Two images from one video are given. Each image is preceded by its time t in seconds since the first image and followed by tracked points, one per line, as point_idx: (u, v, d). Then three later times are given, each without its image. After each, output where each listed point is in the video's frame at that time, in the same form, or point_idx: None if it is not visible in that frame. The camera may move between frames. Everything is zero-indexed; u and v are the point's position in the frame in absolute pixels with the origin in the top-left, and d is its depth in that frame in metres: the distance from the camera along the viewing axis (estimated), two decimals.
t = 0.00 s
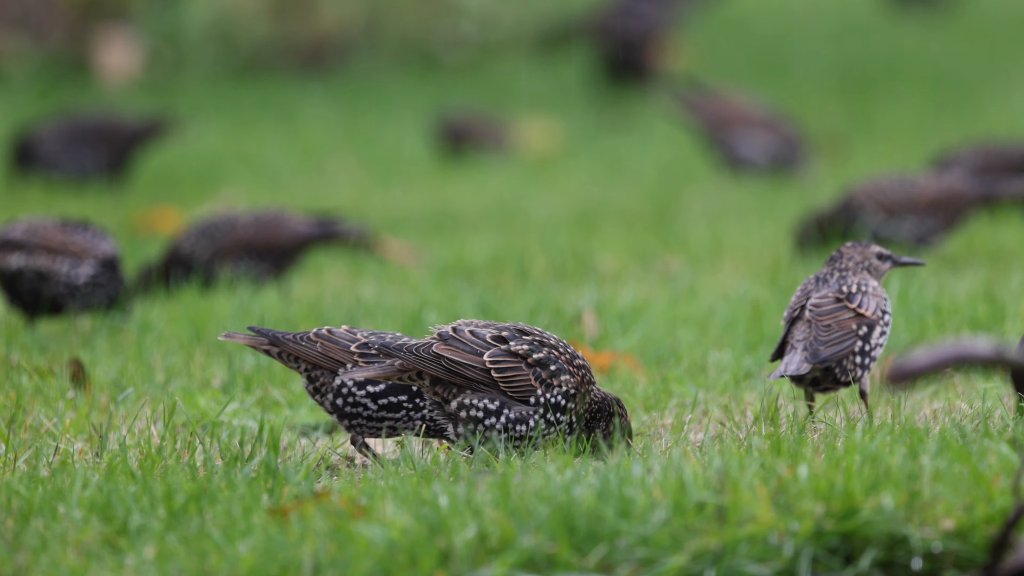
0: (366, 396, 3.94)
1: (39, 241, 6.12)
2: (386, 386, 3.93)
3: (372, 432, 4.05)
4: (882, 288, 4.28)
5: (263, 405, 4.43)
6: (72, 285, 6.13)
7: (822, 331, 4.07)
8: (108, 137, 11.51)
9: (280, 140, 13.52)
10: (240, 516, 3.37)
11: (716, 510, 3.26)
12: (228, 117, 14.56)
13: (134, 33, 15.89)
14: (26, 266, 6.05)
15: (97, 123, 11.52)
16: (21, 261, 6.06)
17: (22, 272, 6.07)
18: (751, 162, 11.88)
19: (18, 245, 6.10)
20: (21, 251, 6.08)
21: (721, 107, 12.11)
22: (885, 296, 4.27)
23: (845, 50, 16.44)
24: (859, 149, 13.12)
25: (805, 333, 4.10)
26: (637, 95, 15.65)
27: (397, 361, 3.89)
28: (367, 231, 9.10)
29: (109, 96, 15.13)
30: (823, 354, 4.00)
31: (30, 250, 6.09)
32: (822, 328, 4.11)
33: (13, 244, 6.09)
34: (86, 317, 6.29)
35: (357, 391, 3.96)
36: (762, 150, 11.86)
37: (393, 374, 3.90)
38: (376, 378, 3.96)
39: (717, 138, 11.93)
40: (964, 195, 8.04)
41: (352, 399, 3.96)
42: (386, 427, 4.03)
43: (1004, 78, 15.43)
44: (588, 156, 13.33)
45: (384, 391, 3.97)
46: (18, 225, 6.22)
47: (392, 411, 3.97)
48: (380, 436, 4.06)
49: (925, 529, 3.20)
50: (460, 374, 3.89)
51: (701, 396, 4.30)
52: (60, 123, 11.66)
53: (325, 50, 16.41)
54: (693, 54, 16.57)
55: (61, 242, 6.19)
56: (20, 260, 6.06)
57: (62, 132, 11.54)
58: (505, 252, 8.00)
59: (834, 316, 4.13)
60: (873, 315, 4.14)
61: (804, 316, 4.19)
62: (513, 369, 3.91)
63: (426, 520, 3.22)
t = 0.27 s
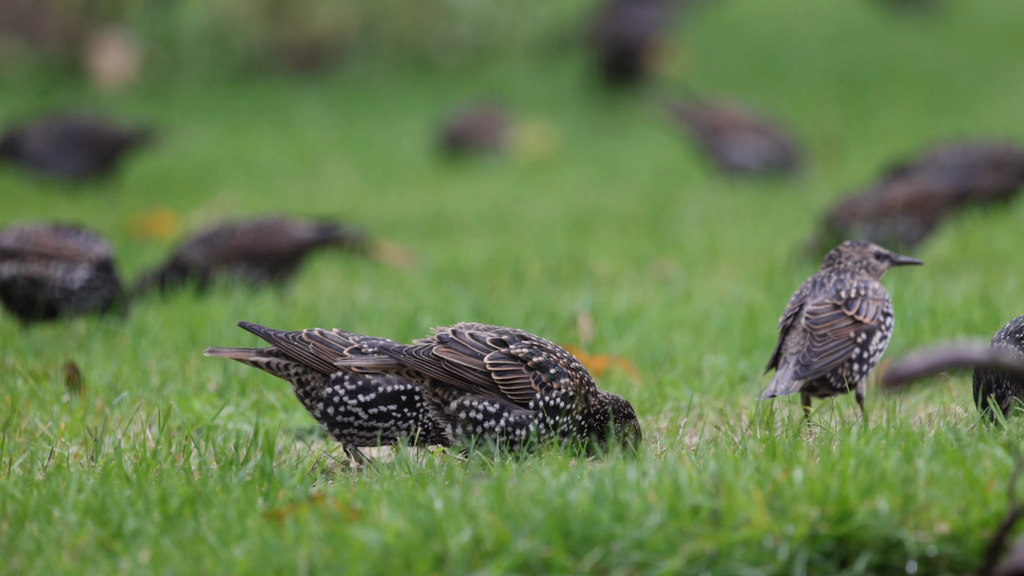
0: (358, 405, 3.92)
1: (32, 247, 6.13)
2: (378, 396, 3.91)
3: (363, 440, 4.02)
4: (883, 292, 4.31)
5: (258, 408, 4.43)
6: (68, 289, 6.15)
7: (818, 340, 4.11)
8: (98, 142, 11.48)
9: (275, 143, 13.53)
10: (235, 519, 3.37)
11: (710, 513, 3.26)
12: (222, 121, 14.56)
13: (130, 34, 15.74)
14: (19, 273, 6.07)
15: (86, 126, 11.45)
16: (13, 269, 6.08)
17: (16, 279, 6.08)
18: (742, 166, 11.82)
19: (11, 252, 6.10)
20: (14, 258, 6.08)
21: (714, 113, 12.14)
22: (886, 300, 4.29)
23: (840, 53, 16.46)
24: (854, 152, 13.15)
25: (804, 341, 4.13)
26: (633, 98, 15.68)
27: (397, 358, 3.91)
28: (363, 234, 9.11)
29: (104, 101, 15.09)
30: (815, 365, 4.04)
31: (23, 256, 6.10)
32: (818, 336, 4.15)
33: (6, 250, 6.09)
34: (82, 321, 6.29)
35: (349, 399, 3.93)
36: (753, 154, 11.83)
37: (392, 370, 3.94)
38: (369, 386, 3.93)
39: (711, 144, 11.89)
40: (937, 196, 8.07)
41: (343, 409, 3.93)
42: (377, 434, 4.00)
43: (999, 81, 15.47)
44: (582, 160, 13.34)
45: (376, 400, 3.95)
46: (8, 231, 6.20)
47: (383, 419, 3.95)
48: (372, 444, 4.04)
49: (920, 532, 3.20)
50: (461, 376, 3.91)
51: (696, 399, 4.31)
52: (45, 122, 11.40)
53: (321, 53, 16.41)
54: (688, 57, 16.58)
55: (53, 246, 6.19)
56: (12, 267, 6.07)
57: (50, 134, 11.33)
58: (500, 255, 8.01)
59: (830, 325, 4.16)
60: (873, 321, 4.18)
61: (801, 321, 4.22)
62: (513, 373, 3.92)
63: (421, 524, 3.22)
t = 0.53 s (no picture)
0: (351, 413, 3.94)
1: (28, 254, 6.23)
2: (370, 403, 3.93)
3: (357, 448, 4.04)
4: (878, 299, 4.34)
5: (250, 415, 4.44)
6: (66, 297, 6.33)
7: (811, 345, 4.14)
8: (80, 145, 11.37)
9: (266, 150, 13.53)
10: (227, 526, 3.37)
11: (703, 520, 3.25)
12: (215, 128, 14.56)
13: (122, 43, 15.29)
14: (18, 281, 6.17)
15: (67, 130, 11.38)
16: (10, 275, 6.17)
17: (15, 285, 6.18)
18: (735, 176, 11.86)
19: (8, 259, 6.18)
20: (11, 265, 6.18)
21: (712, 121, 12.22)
22: (884, 308, 4.33)
23: (832, 59, 16.48)
24: (846, 159, 13.18)
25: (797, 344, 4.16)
26: (625, 106, 15.71)
27: (386, 376, 3.88)
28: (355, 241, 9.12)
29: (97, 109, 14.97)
30: (805, 368, 4.07)
31: (19, 263, 6.20)
32: (812, 341, 4.18)
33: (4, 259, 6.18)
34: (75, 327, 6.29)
35: (342, 408, 3.95)
36: (745, 163, 11.82)
37: (381, 386, 3.90)
38: (361, 394, 3.96)
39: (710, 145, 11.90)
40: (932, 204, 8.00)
41: (336, 417, 3.97)
42: (371, 442, 4.02)
43: (990, 88, 15.52)
44: (574, 166, 13.36)
45: (369, 407, 3.97)
46: (1, 239, 6.30)
47: (377, 426, 3.97)
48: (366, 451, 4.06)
49: (912, 539, 3.19)
50: (450, 388, 3.90)
51: (688, 406, 4.31)
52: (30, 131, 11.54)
53: (313, 59, 16.42)
54: (680, 63, 16.58)
55: (46, 253, 6.32)
56: (9, 273, 6.16)
57: (33, 141, 11.43)
58: (492, 262, 8.02)
59: (825, 330, 4.19)
60: (869, 329, 4.21)
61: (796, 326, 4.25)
62: (503, 380, 3.92)
63: (413, 530, 3.22)
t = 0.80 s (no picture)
0: (341, 417, 3.97)
1: (35, 263, 6.20)
2: (361, 408, 3.96)
3: (346, 454, 4.06)
4: (912, 322, 4.41)
5: (242, 423, 4.44)
6: (72, 307, 6.25)
7: (823, 347, 4.28)
8: (62, 146, 11.35)
9: (258, 158, 13.52)
10: (219, 534, 3.36)
11: (695, 527, 3.25)
12: (208, 135, 14.56)
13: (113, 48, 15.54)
14: (22, 287, 6.15)
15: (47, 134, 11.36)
16: (17, 280, 6.14)
17: (17, 291, 6.16)
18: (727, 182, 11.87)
19: (14, 266, 6.15)
20: (16, 272, 6.14)
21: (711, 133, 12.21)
22: (915, 330, 4.38)
23: (825, 66, 16.50)
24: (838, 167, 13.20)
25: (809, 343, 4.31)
26: (618, 114, 15.71)
27: (374, 387, 3.84)
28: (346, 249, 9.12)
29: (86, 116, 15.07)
30: (809, 366, 4.22)
31: (25, 270, 6.16)
32: (827, 343, 4.32)
33: (11, 265, 6.14)
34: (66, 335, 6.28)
35: (332, 413, 3.98)
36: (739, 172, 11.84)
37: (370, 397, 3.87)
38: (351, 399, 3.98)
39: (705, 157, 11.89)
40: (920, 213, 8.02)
41: (327, 422, 3.98)
42: (362, 448, 4.04)
43: (983, 96, 15.56)
44: (566, 174, 13.36)
45: (359, 412, 4.00)
46: (13, 246, 6.28)
47: (368, 431, 4.00)
48: (357, 459, 4.07)
49: (905, 547, 3.19)
50: (439, 395, 3.89)
51: (681, 413, 4.32)
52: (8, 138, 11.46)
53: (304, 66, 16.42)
54: (671, 70, 16.59)
55: (57, 263, 6.25)
56: (15, 278, 6.14)
57: (13, 147, 11.35)
58: (484, 269, 8.02)
59: (843, 337, 4.32)
60: (890, 346, 4.31)
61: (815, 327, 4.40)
62: (490, 384, 3.92)
63: (406, 538, 3.21)
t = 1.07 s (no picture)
0: (335, 422, 3.96)
1: (29, 263, 6.21)
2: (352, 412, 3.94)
3: (341, 458, 4.04)
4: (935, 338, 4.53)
5: (233, 424, 4.45)
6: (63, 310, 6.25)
7: (835, 326, 4.52)
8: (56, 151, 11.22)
9: (248, 159, 13.52)
10: (210, 535, 3.36)
11: (686, 528, 3.25)
12: (199, 136, 14.56)
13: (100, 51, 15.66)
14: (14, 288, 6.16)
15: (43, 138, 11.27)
16: (8, 281, 6.16)
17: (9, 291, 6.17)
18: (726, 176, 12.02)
19: (8, 266, 6.16)
20: (9, 271, 6.16)
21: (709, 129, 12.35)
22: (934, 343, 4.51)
23: (815, 66, 16.53)
24: (829, 166, 13.22)
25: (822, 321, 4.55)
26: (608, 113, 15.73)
27: (365, 400, 3.84)
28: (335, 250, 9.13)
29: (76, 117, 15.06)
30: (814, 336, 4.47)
31: (19, 270, 6.18)
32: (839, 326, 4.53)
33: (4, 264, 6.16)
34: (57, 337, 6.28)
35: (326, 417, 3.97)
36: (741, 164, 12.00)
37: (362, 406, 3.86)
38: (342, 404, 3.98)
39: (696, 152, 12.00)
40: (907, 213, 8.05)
41: (319, 427, 3.98)
42: (355, 451, 4.02)
43: (974, 95, 15.59)
44: (557, 175, 13.37)
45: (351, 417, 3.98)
46: (7, 245, 6.29)
47: (360, 436, 3.98)
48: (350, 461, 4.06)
49: (895, 547, 3.19)
50: (431, 398, 3.89)
51: (671, 414, 4.33)
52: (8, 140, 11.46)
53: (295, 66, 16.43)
54: (662, 72, 16.61)
55: (51, 264, 6.26)
56: (6, 280, 6.16)
57: (10, 147, 11.38)
58: (474, 270, 8.03)
59: (857, 325, 4.52)
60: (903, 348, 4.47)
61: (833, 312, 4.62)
62: (479, 380, 3.93)
63: (396, 539, 3.21)
